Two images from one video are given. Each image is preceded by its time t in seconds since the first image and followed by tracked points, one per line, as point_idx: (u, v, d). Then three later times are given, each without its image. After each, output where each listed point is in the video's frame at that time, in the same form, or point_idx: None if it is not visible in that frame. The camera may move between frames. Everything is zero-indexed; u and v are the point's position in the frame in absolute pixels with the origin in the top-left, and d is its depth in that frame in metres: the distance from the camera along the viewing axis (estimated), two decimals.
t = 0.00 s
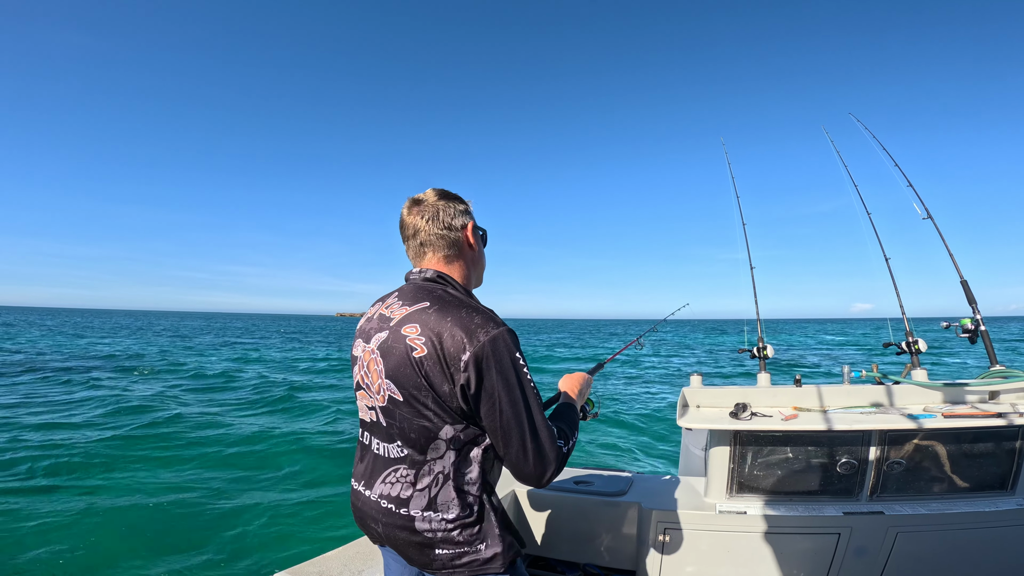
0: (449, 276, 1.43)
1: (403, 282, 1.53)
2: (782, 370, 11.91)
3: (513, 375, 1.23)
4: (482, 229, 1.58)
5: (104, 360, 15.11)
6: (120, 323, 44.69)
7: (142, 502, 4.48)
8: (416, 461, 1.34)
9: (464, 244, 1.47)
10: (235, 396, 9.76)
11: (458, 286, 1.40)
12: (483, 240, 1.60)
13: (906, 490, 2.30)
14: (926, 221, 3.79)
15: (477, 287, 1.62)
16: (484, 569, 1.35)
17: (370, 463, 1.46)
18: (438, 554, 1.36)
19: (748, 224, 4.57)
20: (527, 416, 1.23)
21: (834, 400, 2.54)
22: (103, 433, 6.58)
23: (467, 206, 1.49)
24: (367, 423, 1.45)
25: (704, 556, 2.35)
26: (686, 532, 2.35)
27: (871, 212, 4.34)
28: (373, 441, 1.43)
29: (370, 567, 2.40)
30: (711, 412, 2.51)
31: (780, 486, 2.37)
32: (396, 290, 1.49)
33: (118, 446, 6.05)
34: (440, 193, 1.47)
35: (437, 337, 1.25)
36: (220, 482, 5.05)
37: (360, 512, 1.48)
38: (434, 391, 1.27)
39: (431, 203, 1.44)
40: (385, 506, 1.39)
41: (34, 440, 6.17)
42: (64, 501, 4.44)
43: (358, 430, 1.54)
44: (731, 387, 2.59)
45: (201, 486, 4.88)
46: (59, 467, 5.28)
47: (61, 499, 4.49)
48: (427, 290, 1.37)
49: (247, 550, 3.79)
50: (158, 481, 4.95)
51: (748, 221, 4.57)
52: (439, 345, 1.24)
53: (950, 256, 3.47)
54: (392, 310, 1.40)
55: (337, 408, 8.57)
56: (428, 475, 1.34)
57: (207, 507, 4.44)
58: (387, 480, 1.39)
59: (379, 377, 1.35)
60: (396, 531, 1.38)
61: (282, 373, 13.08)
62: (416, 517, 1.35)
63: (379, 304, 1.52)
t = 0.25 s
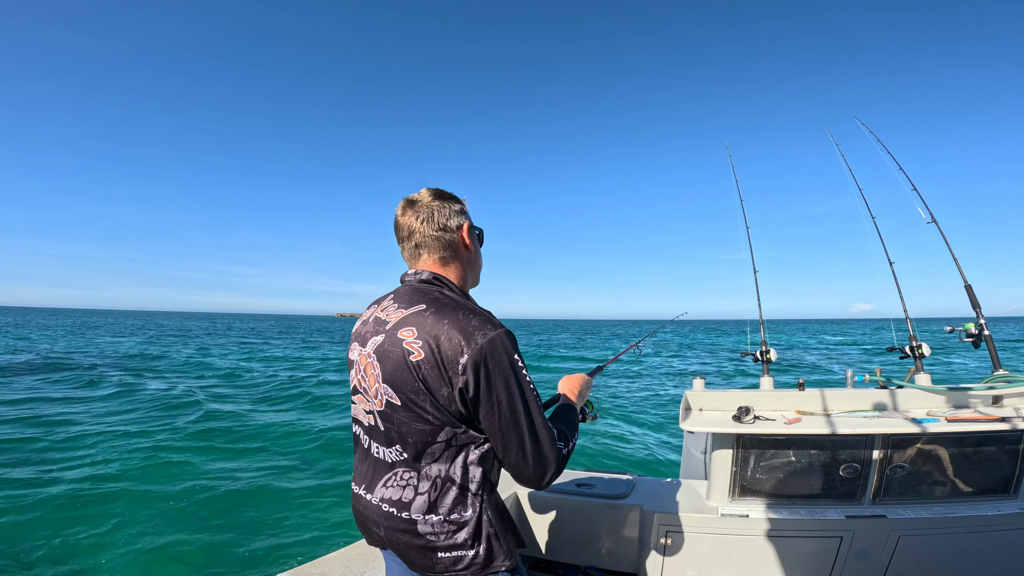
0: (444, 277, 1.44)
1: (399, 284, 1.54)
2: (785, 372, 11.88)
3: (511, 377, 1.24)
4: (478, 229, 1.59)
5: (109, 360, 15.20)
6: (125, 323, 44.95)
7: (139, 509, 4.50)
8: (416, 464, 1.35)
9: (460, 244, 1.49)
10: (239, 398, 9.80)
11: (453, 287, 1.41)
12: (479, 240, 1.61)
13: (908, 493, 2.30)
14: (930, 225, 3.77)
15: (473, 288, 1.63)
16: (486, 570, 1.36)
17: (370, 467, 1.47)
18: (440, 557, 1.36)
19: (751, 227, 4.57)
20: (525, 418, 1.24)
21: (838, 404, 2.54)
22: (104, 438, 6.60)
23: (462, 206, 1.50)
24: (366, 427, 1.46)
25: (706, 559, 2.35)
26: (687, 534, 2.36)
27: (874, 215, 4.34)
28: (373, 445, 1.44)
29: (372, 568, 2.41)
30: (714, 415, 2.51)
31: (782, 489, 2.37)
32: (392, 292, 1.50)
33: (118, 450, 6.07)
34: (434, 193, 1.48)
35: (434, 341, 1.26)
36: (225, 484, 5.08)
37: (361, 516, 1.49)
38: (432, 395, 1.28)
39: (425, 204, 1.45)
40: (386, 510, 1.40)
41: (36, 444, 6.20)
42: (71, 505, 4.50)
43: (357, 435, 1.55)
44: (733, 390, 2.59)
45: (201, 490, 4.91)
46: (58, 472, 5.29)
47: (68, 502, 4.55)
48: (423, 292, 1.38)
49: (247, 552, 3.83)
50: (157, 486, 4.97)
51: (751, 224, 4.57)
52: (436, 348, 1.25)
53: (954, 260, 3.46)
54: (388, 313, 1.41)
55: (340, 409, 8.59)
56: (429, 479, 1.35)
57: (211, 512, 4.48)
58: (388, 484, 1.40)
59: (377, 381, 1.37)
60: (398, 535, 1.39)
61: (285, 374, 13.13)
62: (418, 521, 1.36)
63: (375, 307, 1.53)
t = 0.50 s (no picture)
0: (419, 275, 1.45)
1: (375, 286, 1.55)
2: (790, 373, 11.83)
3: (501, 363, 1.24)
4: (451, 218, 1.56)
5: (115, 361, 15.30)
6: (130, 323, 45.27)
7: (142, 514, 4.53)
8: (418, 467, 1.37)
9: (431, 240, 1.47)
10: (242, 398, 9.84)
11: (427, 285, 1.41)
12: (454, 228, 1.58)
13: (911, 497, 2.30)
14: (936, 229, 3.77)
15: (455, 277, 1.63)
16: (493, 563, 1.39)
17: (371, 474, 1.48)
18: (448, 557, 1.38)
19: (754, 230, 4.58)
20: (521, 400, 1.25)
21: (841, 407, 2.54)
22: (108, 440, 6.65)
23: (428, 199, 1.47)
24: (363, 435, 1.48)
25: (707, 561, 2.36)
26: (688, 535, 2.37)
27: (878, 218, 4.33)
28: (373, 451, 1.46)
29: (374, 568, 2.43)
30: (717, 417, 2.52)
31: (784, 492, 2.38)
32: (368, 296, 1.50)
33: (121, 453, 6.13)
34: (399, 190, 1.46)
35: (416, 345, 1.26)
36: (230, 488, 5.11)
37: (367, 521, 1.51)
38: (423, 399, 1.29)
39: (389, 205, 1.44)
40: (392, 513, 1.42)
41: (40, 446, 6.25)
42: (78, 510, 4.54)
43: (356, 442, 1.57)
44: (737, 393, 2.60)
45: (204, 495, 4.94)
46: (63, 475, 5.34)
47: (75, 508, 4.58)
48: (398, 296, 1.38)
49: (248, 552, 3.90)
50: (158, 491, 5.02)
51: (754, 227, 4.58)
52: (419, 352, 1.26)
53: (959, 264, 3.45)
54: (366, 321, 1.41)
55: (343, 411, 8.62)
56: (432, 480, 1.37)
57: (217, 517, 4.50)
58: (391, 488, 1.42)
59: (366, 392, 1.38)
60: (405, 538, 1.40)
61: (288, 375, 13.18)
62: (424, 523, 1.37)
63: (352, 314, 1.53)
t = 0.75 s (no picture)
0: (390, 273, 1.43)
1: (347, 295, 1.53)
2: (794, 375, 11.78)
3: (491, 335, 1.27)
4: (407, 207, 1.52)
5: (119, 361, 15.35)
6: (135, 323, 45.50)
7: (147, 514, 4.56)
8: (428, 462, 1.38)
9: (393, 238, 1.45)
10: (245, 398, 9.87)
11: (401, 281, 1.39)
12: (413, 214, 1.54)
13: (914, 498, 2.29)
14: (941, 230, 3.75)
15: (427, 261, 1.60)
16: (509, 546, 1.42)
17: (380, 476, 1.49)
18: (465, 548, 1.39)
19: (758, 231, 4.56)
20: (519, 366, 1.29)
21: (845, 407, 2.54)
22: (112, 440, 6.68)
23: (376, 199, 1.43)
24: (368, 439, 1.48)
25: (708, 561, 2.37)
26: (690, 535, 2.37)
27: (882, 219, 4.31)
28: (380, 454, 1.47)
29: (376, 566, 2.43)
30: (720, 418, 2.52)
31: (787, 493, 2.38)
32: (343, 305, 1.49)
33: (125, 453, 6.16)
34: (348, 196, 1.42)
35: (408, 343, 1.26)
36: (234, 491, 5.13)
37: (379, 521, 1.52)
38: (424, 394, 1.30)
39: (340, 217, 1.41)
40: (406, 512, 1.42)
41: (44, 446, 6.29)
42: (84, 510, 4.57)
43: (361, 449, 1.58)
44: (740, 393, 2.60)
45: (208, 497, 4.96)
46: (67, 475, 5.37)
47: (81, 508, 4.61)
48: (376, 298, 1.37)
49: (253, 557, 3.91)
50: (162, 491, 5.05)
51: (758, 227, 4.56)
52: (413, 349, 1.26)
53: (964, 266, 3.43)
54: (351, 329, 1.40)
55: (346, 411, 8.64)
56: (442, 473, 1.38)
57: (222, 519, 4.52)
58: (403, 487, 1.43)
59: (367, 398, 1.38)
60: (421, 534, 1.41)
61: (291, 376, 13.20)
62: (438, 516, 1.38)
63: (333, 323, 1.51)
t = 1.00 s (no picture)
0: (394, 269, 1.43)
1: (348, 292, 1.51)
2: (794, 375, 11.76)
3: (497, 326, 1.28)
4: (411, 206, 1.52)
5: (120, 360, 15.34)
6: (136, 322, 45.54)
7: (147, 506, 4.54)
8: (435, 454, 1.37)
9: (398, 234, 1.45)
10: (245, 396, 9.85)
11: (406, 277, 1.39)
12: (417, 214, 1.55)
13: (914, 497, 2.28)
14: (942, 228, 3.73)
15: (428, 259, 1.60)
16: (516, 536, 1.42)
17: (386, 472, 1.47)
18: (474, 539, 1.38)
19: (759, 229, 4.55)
20: (524, 353, 1.30)
21: (845, 406, 2.53)
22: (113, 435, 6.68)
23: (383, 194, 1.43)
24: (374, 435, 1.46)
25: (706, 559, 2.36)
26: (689, 534, 2.36)
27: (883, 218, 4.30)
28: (386, 450, 1.45)
29: (375, 565, 2.43)
30: (720, 416, 2.51)
31: (787, 492, 2.37)
32: (347, 301, 1.46)
33: (126, 448, 6.15)
34: (355, 190, 1.42)
35: (419, 335, 1.26)
36: (234, 484, 5.11)
37: (384, 516, 1.51)
38: (434, 387, 1.29)
39: (347, 210, 1.40)
40: (413, 505, 1.41)
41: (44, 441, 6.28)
42: (83, 503, 4.54)
43: (364, 446, 1.55)
44: (740, 392, 2.59)
45: (207, 489, 4.94)
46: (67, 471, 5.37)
47: (79, 500, 4.58)
48: (383, 293, 1.36)
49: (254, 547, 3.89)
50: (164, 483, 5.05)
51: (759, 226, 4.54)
52: (424, 341, 1.26)
53: (965, 265, 3.42)
54: (357, 324, 1.37)
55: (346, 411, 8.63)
56: (450, 465, 1.37)
57: (222, 511, 4.51)
58: (410, 480, 1.42)
59: (375, 393, 1.35)
60: (429, 527, 1.40)
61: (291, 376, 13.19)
62: (446, 508, 1.37)
63: (335, 319, 1.48)
